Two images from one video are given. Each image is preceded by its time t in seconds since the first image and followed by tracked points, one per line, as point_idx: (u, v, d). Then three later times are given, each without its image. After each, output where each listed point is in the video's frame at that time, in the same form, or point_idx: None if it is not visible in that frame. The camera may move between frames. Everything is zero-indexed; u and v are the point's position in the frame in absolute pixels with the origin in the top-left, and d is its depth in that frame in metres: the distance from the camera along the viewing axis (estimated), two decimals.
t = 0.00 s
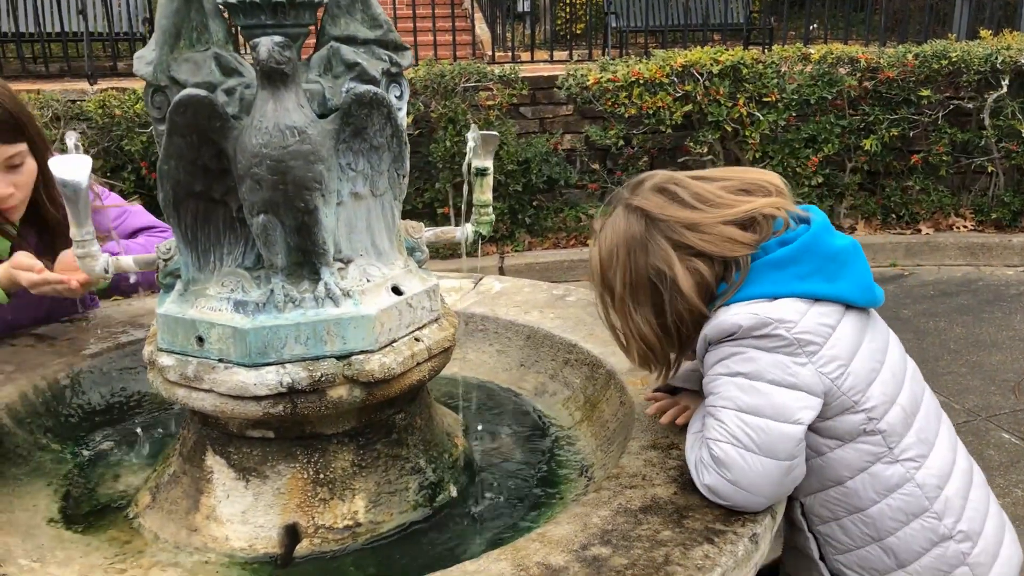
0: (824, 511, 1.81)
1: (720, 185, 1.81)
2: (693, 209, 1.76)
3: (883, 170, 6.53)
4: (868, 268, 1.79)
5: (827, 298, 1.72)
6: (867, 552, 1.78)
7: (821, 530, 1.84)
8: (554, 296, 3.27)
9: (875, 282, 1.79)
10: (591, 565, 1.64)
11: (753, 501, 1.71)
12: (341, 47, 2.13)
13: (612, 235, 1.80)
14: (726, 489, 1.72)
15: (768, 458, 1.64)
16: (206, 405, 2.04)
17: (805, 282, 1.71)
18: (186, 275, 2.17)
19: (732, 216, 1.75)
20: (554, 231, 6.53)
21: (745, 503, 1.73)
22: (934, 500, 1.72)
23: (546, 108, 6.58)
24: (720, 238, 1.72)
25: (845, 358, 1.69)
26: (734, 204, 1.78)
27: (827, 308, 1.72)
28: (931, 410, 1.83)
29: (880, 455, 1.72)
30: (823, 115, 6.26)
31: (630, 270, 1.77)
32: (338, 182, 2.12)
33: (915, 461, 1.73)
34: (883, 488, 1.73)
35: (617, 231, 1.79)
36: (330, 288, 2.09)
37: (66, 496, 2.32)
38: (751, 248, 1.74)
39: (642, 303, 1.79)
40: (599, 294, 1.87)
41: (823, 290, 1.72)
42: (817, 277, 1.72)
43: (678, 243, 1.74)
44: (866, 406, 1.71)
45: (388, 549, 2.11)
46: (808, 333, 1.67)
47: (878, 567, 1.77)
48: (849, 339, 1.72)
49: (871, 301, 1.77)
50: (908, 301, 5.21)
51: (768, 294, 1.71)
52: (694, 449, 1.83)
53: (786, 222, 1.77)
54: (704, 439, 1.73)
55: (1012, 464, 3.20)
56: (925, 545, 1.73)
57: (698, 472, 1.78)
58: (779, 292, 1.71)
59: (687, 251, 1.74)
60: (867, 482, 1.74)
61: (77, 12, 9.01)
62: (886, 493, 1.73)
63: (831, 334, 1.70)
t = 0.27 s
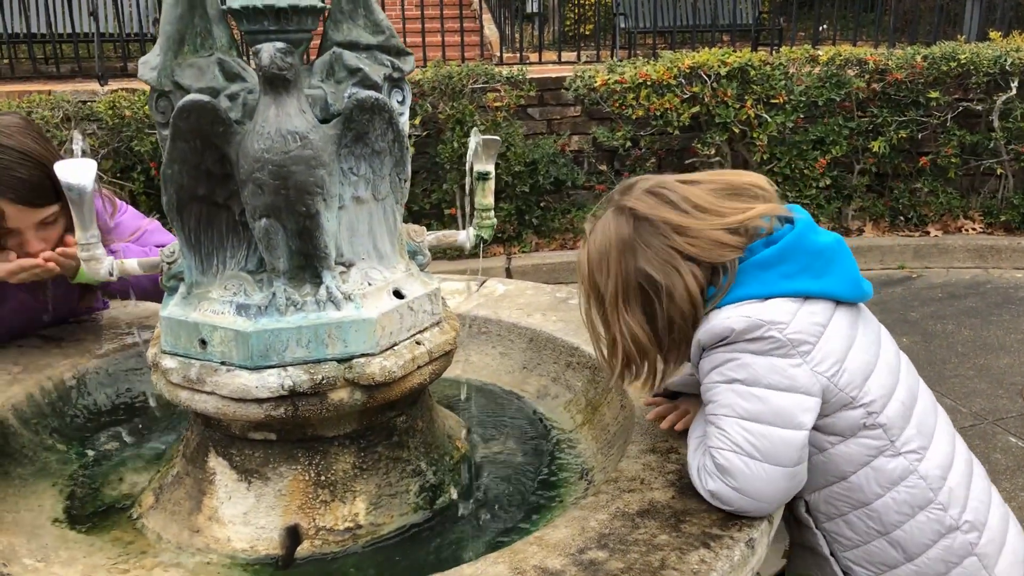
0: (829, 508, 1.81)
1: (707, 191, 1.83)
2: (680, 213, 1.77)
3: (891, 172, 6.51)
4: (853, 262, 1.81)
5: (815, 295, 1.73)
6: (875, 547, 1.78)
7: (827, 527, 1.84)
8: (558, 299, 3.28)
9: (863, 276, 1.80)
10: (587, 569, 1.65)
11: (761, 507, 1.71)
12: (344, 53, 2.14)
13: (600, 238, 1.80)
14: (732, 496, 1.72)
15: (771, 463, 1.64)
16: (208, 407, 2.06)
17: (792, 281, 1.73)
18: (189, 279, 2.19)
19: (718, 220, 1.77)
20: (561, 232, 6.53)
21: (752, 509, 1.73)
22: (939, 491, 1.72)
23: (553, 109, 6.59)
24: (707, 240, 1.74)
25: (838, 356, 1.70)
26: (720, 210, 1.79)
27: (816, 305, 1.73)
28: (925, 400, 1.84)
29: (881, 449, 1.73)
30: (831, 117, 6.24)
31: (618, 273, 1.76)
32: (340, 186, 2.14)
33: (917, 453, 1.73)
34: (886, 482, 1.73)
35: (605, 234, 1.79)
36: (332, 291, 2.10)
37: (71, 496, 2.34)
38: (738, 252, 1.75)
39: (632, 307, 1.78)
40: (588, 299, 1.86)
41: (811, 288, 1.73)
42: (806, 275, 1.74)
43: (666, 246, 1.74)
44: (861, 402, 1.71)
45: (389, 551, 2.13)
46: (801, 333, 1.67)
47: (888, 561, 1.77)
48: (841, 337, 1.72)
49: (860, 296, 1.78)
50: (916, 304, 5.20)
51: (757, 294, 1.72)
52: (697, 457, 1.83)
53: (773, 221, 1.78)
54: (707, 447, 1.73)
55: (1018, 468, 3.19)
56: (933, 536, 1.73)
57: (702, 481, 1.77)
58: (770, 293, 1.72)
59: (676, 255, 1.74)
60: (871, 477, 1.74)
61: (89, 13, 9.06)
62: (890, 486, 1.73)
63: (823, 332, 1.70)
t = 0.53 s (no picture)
0: (817, 518, 1.84)
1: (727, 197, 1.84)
2: (698, 216, 1.77)
3: (895, 174, 6.51)
4: (862, 276, 1.82)
5: (821, 306, 1.74)
6: (858, 558, 1.80)
7: (813, 536, 1.87)
8: (559, 302, 3.30)
9: (870, 291, 1.81)
10: (583, 571, 1.67)
11: (752, 513, 1.73)
12: (345, 60, 2.17)
13: (615, 228, 1.80)
14: (725, 499, 1.74)
15: (766, 471, 1.66)
16: (210, 410, 2.09)
17: (800, 291, 1.74)
18: (192, 283, 2.22)
19: (735, 227, 1.77)
20: (565, 233, 6.55)
21: (745, 513, 1.75)
22: (926, 508, 1.74)
23: (557, 111, 6.61)
24: (722, 246, 1.74)
25: (840, 367, 1.71)
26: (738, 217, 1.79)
27: (822, 317, 1.75)
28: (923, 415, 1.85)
29: (873, 464, 1.75)
30: (834, 119, 6.25)
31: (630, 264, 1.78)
32: (341, 192, 2.16)
33: (907, 469, 1.75)
34: (874, 495, 1.75)
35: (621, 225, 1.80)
36: (333, 296, 2.13)
37: (76, 497, 2.37)
38: (753, 260, 1.75)
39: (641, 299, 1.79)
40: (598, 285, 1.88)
41: (818, 298, 1.74)
42: (813, 286, 1.75)
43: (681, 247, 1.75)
44: (861, 413, 1.73)
45: (388, 552, 2.15)
46: (804, 343, 1.69)
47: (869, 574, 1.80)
48: (844, 348, 1.74)
49: (866, 309, 1.79)
50: (918, 306, 5.20)
51: (767, 300, 1.74)
52: (693, 458, 1.84)
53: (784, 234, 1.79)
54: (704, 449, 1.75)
55: (1019, 471, 3.19)
56: (915, 552, 1.75)
57: (698, 482, 1.79)
58: (777, 302, 1.73)
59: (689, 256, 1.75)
60: (861, 489, 1.76)
61: (95, 14, 9.11)
62: (878, 500, 1.75)
63: (827, 343, 1.72)
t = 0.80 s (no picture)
0: (823, 522, 1.84)
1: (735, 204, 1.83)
2: (705, 224, 1.77)
3: (896, 176, 6.52)
4: (871, 288, 1.83)
5: (831, 314, 1.74)
6: (862, 563, 1.80)
7: (818, 540, 1.86)
8: (558, 305, 3.31)
9: (877, 303, 1.82)
10: (580, 572, 1.68)
11: (751, 517, 1.75)
12: (345, 65, 2.19)
13: (622, 235, 1.80)
14: (725, 502, 1.76)
15: (767, 478, 1.67)
16: (211, 412, 2.11)
17: (812, 298, 1.74)
18: (194, 286, 2.25)
19: (743, 236, 1.77)
20: (566, 235, 6.56)
21: (744, 517, 1.76)
22: (930, 516, 1.75)
23: (559, 113, 6.64)
24: (729, 257, 1.73)
25: (847, 377, 1.72)
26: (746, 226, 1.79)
27: (832, 324, 1.74)
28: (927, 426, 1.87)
29: (878, 471, 1.75)
30: (836, 121, 6.27)
31: (636, 272, 1.78)
32: (341, 196, 2.18)
33: (913, 478, 1.76)
34: (880, 502, 1.75)
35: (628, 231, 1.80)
36: (333, 299, 2.14)
37: (78, 498, 2.39)
38: (761, 272, 1.74)
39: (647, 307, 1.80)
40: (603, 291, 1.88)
41: (828, 306, 1.74)
42: (826, 294, 1.75)
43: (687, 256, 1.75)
44: (867, 423, 1.74)
45: (387, 554, 2.16)
46: (814, 353, 1.69)
47: None
48: (852, 357, 1.74)
49: (872, 319, 1.81)
50: (919, 308, 5.21)
51: (779, 307, 1.73)
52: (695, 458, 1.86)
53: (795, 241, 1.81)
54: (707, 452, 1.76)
55: (1020, 474, 3.20)
56: (918, 560, 1.75)
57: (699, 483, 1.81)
58: (790, 307, 1.73)
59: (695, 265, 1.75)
60: (865, 496, 1.76)
61: (99, 17, 9.15)
62: (884, 506, 1.75)
63: (836, 352, 1.72)
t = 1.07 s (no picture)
0: (811, 522, 1.85)
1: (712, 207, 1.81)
2: (680, 230, 1.75)
3: (898, 178, 6.52)
4: (854, 282, 1.82)
5: (818, 312, 1.73)
6: (847, 565, 1.81)
7: (806, 540, 1.88)
8: (560, 306, 3.31)
9: (861, 297, 1.82)
10: (582, 572, 1.69)
11: (751, 518, 1.74)
12: (348, 66, 2.20)
13: (600, 250, 1.81)
14: (726, 504, 1.76)
15: (764, 479, 1.66)
16: (215, 412, 2.11)
17: (797, 297, 1.72)
18: (197, 286, 2.25)
19: (719, 240, 1.74)
20: (568, 237, 6.55)
21: (745, 517, 1.76)
22: (913, 515, 1.75)
23: (561, 115, 6.65)
24: (706, 262, 1.72)
25: (837, 374, 1.71)
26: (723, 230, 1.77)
27: (819, 323, 1.74)
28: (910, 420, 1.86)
29: (866, 470, 1.76)
30: (837, 123, 6.27)
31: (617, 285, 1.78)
32: (344, 196, 2.18)
33: (899, 477, 1.76)
34: (867, 502, 1.76)
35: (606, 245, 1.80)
36: (335, 299, 2.15)
37: (81, 498, 2.39)
38: (739, 274, 1.72)
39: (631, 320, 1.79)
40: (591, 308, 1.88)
41: (814, 305, 1.73)
42: (810, 292, 1.74)
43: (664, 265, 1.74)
44: (855, 421, 1.73)
45: (390, 554, 2.17)
46: (804, 351, 1.68)
47: None
48: (840, 356, 1.73)
49: (858, 314, 1.80)
50: (921, 310, 5.21)
51: (767, 308, 1.72)
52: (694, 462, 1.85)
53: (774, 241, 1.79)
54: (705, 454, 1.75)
55: (1022, 475, 3.20)
56: (901, 559, 1.75)
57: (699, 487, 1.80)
58: (776, 307, 1.72)
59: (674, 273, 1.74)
60: (854, 496, 1.77)
61: (101, 19, 9.16)
62: (870, 507, 1.76)
63: (825, 350, 1.71)
